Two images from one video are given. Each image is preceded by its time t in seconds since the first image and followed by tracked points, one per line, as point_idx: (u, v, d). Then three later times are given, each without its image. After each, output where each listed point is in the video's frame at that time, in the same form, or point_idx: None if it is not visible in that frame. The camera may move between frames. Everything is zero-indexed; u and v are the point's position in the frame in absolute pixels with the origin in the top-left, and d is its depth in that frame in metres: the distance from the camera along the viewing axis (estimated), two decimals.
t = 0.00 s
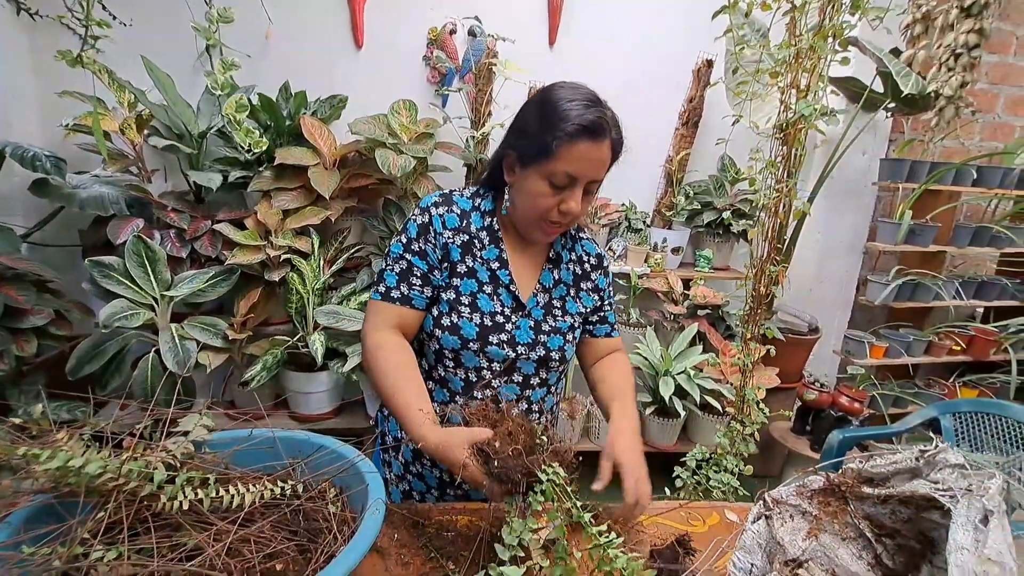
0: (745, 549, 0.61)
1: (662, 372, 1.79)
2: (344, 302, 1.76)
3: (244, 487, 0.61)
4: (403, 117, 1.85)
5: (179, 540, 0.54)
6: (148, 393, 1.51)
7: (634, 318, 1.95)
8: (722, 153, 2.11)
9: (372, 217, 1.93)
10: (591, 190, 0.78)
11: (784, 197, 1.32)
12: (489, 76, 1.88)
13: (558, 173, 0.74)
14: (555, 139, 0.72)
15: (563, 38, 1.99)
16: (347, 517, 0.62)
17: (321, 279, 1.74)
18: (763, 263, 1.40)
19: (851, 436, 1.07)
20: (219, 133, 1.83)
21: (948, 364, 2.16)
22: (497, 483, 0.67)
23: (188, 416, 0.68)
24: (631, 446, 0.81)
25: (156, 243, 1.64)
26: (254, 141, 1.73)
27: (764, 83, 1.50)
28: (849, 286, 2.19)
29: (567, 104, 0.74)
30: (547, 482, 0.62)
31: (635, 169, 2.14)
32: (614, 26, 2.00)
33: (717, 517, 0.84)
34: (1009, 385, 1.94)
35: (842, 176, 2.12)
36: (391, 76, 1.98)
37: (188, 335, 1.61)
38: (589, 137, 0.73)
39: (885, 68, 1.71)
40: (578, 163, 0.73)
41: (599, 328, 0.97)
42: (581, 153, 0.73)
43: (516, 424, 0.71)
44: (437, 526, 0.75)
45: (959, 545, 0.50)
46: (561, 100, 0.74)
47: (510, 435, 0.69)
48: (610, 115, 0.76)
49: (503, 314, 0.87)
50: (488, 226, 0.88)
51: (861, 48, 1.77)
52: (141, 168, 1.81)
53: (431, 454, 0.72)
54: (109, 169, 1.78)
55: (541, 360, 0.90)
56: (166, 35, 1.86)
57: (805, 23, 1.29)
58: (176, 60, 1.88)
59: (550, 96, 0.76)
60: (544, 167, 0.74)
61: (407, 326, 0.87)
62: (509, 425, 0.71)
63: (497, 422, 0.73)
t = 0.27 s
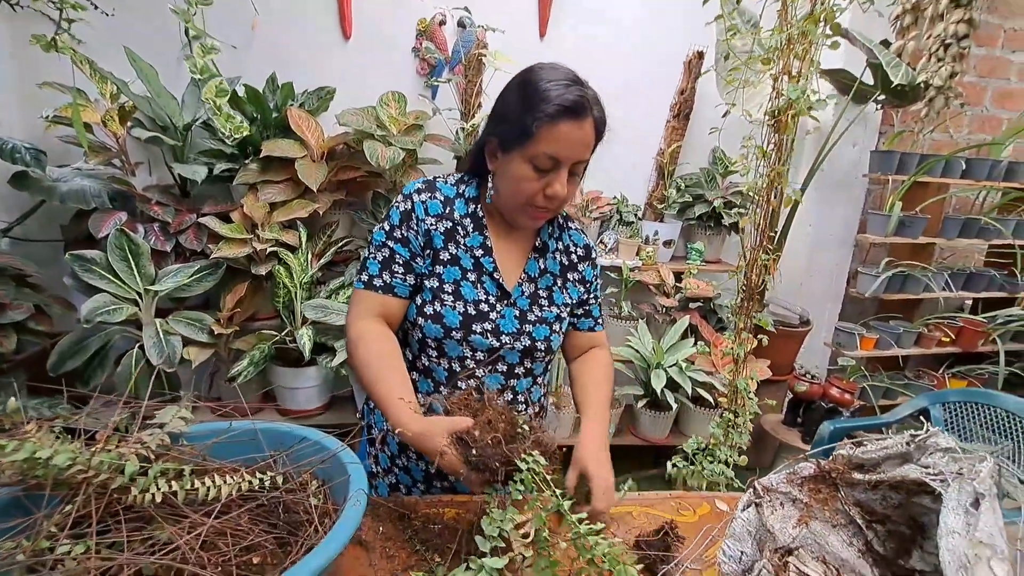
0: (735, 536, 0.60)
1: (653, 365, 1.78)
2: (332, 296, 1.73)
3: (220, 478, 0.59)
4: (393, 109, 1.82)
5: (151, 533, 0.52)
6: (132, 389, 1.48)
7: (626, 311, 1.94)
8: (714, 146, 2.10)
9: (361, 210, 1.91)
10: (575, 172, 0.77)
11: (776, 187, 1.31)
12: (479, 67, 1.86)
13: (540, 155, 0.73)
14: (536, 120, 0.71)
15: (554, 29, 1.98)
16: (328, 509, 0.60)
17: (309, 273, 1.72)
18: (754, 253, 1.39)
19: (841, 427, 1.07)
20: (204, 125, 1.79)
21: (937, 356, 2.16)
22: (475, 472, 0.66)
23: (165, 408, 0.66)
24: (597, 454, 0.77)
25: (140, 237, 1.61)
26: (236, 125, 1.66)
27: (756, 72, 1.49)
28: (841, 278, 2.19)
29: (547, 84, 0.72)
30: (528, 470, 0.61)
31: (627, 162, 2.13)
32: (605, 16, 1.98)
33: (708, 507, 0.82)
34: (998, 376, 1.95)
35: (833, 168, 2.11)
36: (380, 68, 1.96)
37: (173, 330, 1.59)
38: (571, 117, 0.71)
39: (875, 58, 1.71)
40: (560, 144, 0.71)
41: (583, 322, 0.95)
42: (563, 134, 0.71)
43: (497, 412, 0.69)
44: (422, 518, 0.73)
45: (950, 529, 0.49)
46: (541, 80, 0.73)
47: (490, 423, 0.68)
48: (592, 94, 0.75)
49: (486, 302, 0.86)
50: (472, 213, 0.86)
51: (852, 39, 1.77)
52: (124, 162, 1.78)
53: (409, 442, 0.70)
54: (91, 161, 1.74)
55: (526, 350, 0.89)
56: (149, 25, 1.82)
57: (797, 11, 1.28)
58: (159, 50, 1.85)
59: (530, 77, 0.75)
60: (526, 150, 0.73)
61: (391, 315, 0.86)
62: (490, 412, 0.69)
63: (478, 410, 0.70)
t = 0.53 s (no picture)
0: (714, 520, 0.61)
1: (642, 356, 1.79)
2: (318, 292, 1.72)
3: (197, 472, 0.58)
4: (377, 102, 1.82)
5: (126, 527, 0.51)
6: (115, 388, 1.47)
7: (614, 302, 1.94)
8: (700, 137, 2.11)
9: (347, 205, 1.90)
10: (550, 155, 0.77)
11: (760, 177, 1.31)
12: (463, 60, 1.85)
13: (511, 139, 0.73)
14: (504, 104, 0.72)
15: (539, 20, 1.96)
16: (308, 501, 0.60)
17: (295, 268, 1.70)
18: (739, 242, 1.40)
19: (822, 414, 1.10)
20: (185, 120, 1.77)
21: (921, 343, 2.19)
22: (435, 460, 0.66)
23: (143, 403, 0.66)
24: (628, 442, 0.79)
25: (122, 234, 1.59)
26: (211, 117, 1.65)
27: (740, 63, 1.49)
28: (825, 268, 2.21)
29: (515, 66, 0.73)
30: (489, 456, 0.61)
31: (614, 154, 2.13)
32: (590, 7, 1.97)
33: (691, 492, 0.83)
34: (980, 362, 1.98)
35: (818, 158, 2.13)
36: (364, 60, 1.94)
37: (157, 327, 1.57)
38: (539, 98, 0.72)
39: (858, 48, 1.72)
40: (530, 125, 0.72)
41: (578, 307, 0.96)
42: (532, 115, 0.72)
43: (459, 401, 0.69)
44: (407, 511, 0.73)
45: (922, 507, 0.49)
46: (510, 64, 0.74)
47: (452, 412, 0.68)
48: (561, 72, 0.76)
49: (465, 293, 0.87)
50: (450, 204, 0.87)
51: (836, 28, 1.77)
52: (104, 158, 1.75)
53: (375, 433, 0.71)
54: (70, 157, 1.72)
55: (506, 340, 0.89)
56: (127, 18, 1.79)
57: None
58: (138, 44, 1.82)
59: (499, 61, 0.75)
60: (497, 135, 0.74)
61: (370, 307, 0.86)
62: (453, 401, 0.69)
63: (442, 400, 0.71)
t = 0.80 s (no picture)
0: (704, 509, 0.62)
1: (635, 346, 1.79)
2: (310, 284, 1.71)
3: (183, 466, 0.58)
4: (368, 92, 1.81)
5: (111, 521, 0.51)
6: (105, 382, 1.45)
7: (608, 293, 1.94)
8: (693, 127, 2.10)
9: (339, 197, 1.88)
10: (535, 139, 0.76)
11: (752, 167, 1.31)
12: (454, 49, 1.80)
13: (495, 122, 0.73)
14: (485, 86, 0.73)
15: (531, 8, 1.94)
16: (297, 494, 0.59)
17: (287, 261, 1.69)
18: (731, 232, 1.40)
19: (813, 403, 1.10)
20: (173, 111, 1.75)
21: (913, 332, 2.20)
22: (424, 443, 0.66)
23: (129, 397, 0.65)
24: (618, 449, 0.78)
25: (110, 227, 1.57)
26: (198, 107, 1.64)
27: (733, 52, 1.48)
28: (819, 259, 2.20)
29: (498, 47, 0.74)
30: (475, 443, 0.59)
31: (607, 144, 2.12)
32: None
33: (683, 481, 0.83)
34: (971, 350, 1.99)
35: (811, 147, 2.13)
36: (355, 50, 1.92)
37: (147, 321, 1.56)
38: (521, 80, 0.72)
39: (851, 36, 1.71)
40: (514, 108, 0.72)
41: (564, 298, 0.94)
42: (515, 97, 0.72)
43: (451, 385, 0.68)
44: (398, 506, 0.72)
45: (909, 493, 0.49)
46: (493, 46, 0.75)
47: (443, 396, 0.67)
48: (545, 56, 0.76)
49: (454, 282, 0.86)
50: (440, 192, 0.87)
51: (829, 16, 1.76)
52: (91, 150, 1.72)
53: (364, 416, 0.71)
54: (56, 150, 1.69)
55: (495, 330, 0.89)
56: (112, 7, 1.76)
57: None
58: (124, 33, 1.79)
59: (483, 45, 0.76)
60: (480, 119, 0.74)
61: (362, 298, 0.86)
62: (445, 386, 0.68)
63: (433, 384, 0.70)
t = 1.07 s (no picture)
0: (702, 499, 0.64)
1: (634, 341, 1.82)
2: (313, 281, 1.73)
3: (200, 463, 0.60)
4: (368, 89, 1.82)
5: (134, 515, 0.53)
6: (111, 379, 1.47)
7: (607, 289, 1.96)
8: (691, 123, 2.12)
9: (340, 194, 1.90)
10: (525, 136, 0.77)
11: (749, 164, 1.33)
12: (453, 46, 1.81)
13: (483, 119, 0.75)
14: (474, 84, 0.75)
15: (531, 5, 1.94)
16: (310, 488, 0.61)
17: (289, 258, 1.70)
18: (728, 229, 1.42)
19: (810, 396, 1.13)
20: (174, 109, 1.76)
21: (908, 326, 2.23)
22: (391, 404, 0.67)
23: (145, 395, 0.67)
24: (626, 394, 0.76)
25: (113, 225, 1.59)
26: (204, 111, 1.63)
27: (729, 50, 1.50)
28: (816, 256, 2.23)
29: (489, 47, 0.76)
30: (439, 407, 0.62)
31: (606, 140, 2.13)
32: None
33: (682, 473, 0.85)
34: (964, 343, 2.02)
35: (808, 144, 2.15)
36: (355, 47, 1.93)
37: (152, 319, 1.58)
38: (508, 78, 0.74)
39: (847, 33, 1.73)
40: (501, 105, 0.74)
41: (575, 294, 0.97)
42: (502, 94, 0.74)
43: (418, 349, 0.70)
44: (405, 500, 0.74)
45: (898, 485, 0.52)
46: (486, 46, 0.77)
47: (412, 358, 0.69)
48: (536, 55, 0.78)
49: (447, 276, 0.89)
50: (436, 190, 0.88)
51: (826, 13, 1.78)
52: (93, 148, 1.74)
53: (332, 379, 0.71)
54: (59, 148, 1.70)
55: (489, 323, 0.91)
56: (113, 5, 1.77)
57: None
58: (124, 32, 1.80)
59: (476, 44, 0.78)
60: (471, 115, 0.76)
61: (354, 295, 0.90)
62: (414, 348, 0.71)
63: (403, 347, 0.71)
